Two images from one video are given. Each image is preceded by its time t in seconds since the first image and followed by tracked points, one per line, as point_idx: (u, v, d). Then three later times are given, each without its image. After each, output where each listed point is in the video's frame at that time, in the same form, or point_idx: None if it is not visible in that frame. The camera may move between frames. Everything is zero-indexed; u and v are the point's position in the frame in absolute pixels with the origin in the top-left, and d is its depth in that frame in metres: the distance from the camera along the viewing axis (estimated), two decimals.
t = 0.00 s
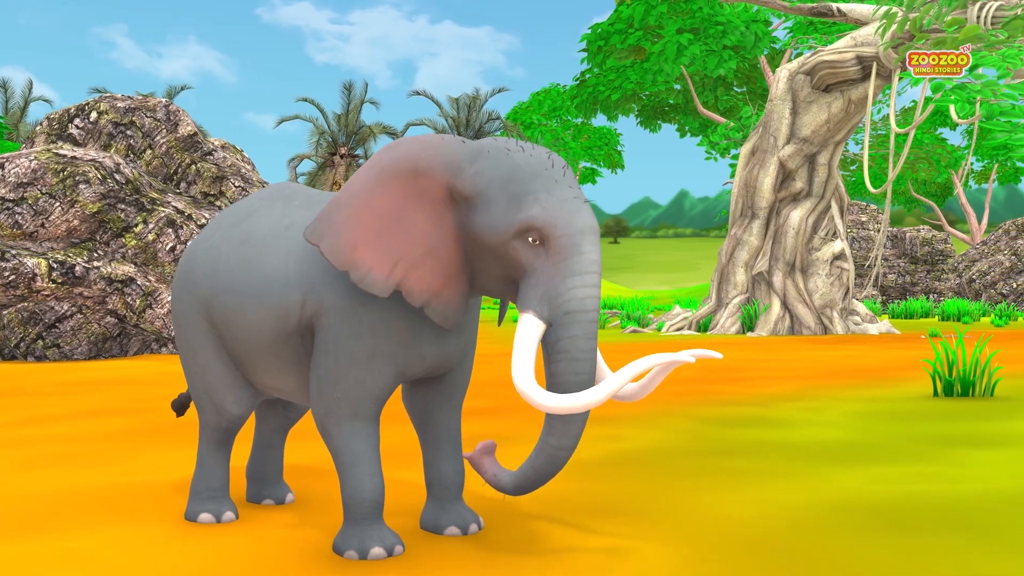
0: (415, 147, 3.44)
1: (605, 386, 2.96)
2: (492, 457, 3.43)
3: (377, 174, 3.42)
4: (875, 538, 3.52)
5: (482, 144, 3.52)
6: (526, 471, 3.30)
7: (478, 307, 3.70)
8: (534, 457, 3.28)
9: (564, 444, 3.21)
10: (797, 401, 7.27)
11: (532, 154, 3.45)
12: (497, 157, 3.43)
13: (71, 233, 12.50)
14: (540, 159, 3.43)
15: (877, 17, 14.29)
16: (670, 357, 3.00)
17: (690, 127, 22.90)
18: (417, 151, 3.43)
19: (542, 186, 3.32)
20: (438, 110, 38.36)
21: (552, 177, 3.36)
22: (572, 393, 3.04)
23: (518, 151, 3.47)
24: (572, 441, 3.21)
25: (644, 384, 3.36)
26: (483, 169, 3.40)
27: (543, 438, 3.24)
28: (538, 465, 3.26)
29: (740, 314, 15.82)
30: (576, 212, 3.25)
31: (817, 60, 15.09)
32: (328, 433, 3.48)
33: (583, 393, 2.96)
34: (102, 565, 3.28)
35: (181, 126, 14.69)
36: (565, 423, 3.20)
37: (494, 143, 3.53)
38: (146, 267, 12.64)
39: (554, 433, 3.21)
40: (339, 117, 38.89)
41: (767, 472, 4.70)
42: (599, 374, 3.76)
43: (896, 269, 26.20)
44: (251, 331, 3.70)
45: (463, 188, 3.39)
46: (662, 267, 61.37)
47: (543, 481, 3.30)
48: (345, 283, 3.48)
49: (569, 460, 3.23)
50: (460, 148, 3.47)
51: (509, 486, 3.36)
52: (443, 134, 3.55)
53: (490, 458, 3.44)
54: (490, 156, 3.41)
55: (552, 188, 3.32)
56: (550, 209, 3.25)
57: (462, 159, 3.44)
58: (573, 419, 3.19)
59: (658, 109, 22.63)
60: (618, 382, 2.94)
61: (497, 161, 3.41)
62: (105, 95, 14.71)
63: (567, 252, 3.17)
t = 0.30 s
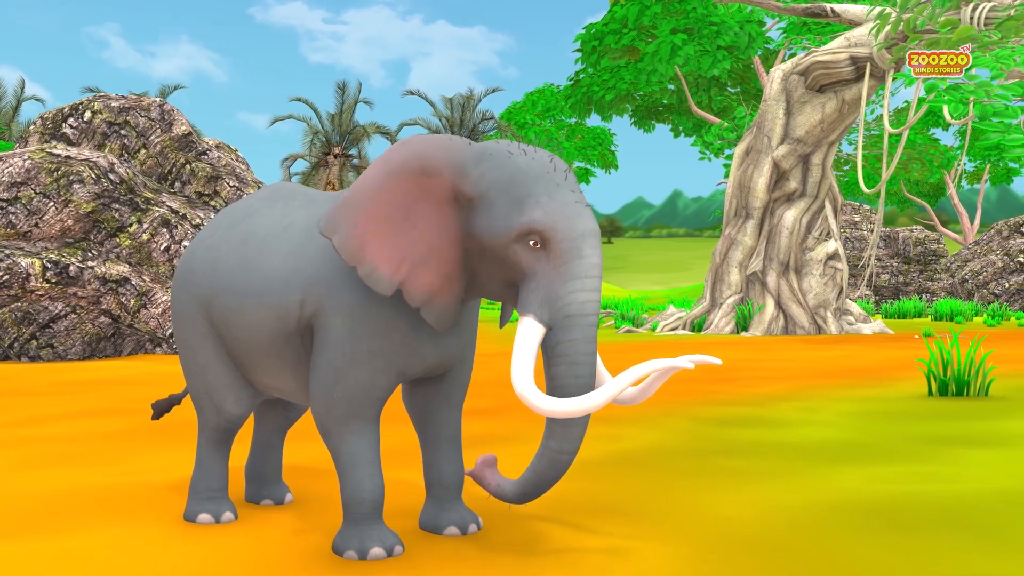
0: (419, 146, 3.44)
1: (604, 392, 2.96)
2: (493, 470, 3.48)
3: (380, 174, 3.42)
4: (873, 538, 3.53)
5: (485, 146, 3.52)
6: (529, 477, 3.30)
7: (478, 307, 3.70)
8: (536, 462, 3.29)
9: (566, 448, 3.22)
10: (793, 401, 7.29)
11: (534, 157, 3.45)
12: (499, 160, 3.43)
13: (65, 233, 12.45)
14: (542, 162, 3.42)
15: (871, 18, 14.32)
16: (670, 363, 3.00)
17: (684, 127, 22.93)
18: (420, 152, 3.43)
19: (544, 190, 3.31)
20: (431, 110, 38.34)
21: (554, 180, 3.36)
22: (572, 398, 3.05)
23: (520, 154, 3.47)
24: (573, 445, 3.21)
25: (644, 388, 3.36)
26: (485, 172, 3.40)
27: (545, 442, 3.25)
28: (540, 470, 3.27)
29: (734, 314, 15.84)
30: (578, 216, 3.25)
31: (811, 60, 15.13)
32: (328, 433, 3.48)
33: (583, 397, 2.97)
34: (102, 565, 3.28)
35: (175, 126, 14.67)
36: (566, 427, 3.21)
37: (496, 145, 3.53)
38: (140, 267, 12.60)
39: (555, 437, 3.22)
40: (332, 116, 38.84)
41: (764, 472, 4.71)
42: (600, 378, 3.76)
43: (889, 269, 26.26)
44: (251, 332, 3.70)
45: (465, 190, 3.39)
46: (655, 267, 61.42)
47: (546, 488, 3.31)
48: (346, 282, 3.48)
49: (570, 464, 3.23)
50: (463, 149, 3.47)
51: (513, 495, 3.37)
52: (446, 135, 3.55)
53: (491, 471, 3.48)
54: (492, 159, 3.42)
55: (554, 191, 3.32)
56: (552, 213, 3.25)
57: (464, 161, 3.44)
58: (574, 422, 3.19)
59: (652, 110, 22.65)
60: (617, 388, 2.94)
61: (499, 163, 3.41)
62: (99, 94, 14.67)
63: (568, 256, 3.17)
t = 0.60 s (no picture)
0: (421, 144, 3.45)
1: (604, 391, 2.97)
2: (488, 464, 3.40)
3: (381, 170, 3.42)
4: (871, 538, 3.56)
5: (487, 144, 3.51)
6: (523, 471, 3.29)
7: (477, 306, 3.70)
8: (531, 459, 3.28)
9: (561, 445, 3.23)
10: (788, 401, 7.31)
11: (536, 155, 3.45)
12: (501, 158, 3.43)
13: (60, 233, 12.43)
14: (544, 160, 3.42)
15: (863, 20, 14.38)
16: (671, 362, 3.00)
17: (678, 127, 22.96)
18: (422, 150, 3.43)
19: (545, 189, 3.31)
20: (425, 110, 38.33)
21: (556, 179, 3.36)
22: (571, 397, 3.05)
23: (522, 153, 3.47)
24: (569, 442, 3.22)
25: (644, 387, 3.36)
26: (487, 170, 3.40)
27: (540, 439, 3.25)
28: (534, 466, 3.27)
29: (728, 314, 15.85)
30: (579, 215, 3.25)
31: (805, 61, 15.15)
32: (328, 433, 3.48)
33: (583, 397, 2.98)
34: (102, 566, 3.27)
35: (170, 125, 14.64)
36: (563, 425, 3.21)
37: (499, 144, 3.53)
38: (135, 267, 12.58)
39: (551, 434, 3.23)
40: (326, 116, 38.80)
41: (760, 472, 4.74)
42: (600, 376, 3.75)
43: (882, 269, 26.31)
44: (250, 332, 3.69)
45: (466, 189, 3.39)
46: (649, 267, 61.46)
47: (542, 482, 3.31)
48: (347, 281, 3.48)
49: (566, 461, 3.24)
50: (465, 147, 3.47)
51: (507, 491, 3.33)
52: (447, 133, 3.55)
53: (485, 466, 3.40)
54: (494, 157, 3.41)
55: (555, 190, 3.32)
56: (554, 212, 3.25)
57: (466, 160, 3.44)
58: (571, 420, 3.20)
59: (646, 110, 22.66)
60: (618, 387, 2.95)
61: (501, 162, 3.41)
62: (93, 94, 14.63)
63: (570, 255, 3.18)
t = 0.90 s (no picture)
0: (421, 144, 3.45)
1: (606, 386, 2.97)
2: (484, 454, 3.31)
3: (383, 169, 3.43)
4: (870, 537, 3.57)
5: (486, 142, 3.52)
6: (518, 464, 3.28)
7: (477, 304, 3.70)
8: (526, 451, 3.29)
9: (558, 440, 3.23)
10: (783, 400, 7.33)
11: (536, 151, 3.46)
12: (501, 155, 3.44)
13: (53, 233, 12.39)
14: (544, 156, 3.43)
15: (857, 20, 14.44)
16: (673, 357, 3.01)
17: (672, 127, 22.95)
18: (422, 149, 3.44)
19: (546, 184, 3.32)
20: (419, 110, 38.34)
21: (556, 174, 3.37)
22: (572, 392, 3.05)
23: (521, 149, 3.48)
24: (565, 436, 3.23)
25: (646, 381, 3.37)
26: (487, 167, 3.41)
27: (537, 433, 3.26)
28: (529, 459, 3.26)
29: (723, 314, 15.87)
30: (580, 211, 3.26)
31: (799, 61, 15.20)
32: (328, 433, 3.48)
33: (585, 392, 2.98)
34: (102, 566, 3.27)
35: (164, 125, 14.58)
36: (560, 419, 3.22)
37: (498, 140, 3.54)
38: (129, 267, 12.54)
39: (547, 428, 3.23)
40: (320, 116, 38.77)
41: (757, 471, 4.75)
42: (600, 370, 3.76)
43: (875, 269, 26.36)
44: (250, 331, 3.68)
45: (466, 186, 3.40)
46: (642, 267, 61.52)
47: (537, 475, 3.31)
48: (346, 280, 3.48)
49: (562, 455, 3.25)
50: (465, 145, 3.48)
51: (503, 482, 3.28)
52: (447, 131, 3.56)
53: (481, 455, 3.32)
54: (494, 154, 3.42)
55: (556, 185, 3.33)
56: (554, 208, 3.25)
57: (466, 157, 3.44)
58: (569, 415, 3.21)
59: (640, 110, 22.69)
60: (620, 382, 2.95)
61: (501, 159, 3.42)
62: (87, 94, 14.60)
63: (571, 250, 3.18)
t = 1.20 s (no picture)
0: (420, 144, 3.46)
1: (612, 378, 2.98)
2: (487, 441, 3.44)
3: (382, 170, 3.44)
4: (870, 536, 3.57)
5: (484, 139, 3.53)
6: (521, 456, 3.30)
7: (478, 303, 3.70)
8: (529, 444, 3.29)
9: (561, 434, 3.23)
10: (779, 400, 7.35)
11: (534, 147, 3.47)
12: (499, 151, 3.45)
13: (47, 233, 12.32)
14: (542, 152, 3.44)
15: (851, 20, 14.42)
16: (681, 345, 3.03)
17: (666, 127, 22.95)
18: (421, 149, 3.45)
19: (545, 179, 3.33)
20: (413, 110, 38.29)
21: (554, 169, 3.37)
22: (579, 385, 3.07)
23: (519, 145, 3.49)
24: (568, 431, 3.23)
25: (652, 372, 3.40)
26: (486, 164, 3.41)
27: (540, 427, 3.26)
28: (532, 452, 3.27)
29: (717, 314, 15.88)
30: (579, 204, 3.27)
31: (794, 61, 15.24)
32: (328, 433, 3.47)
33: (592, 384, 2.99)
34: (102, 567, 3.26)
35: (159, 124, 14.58)
36: (563, 412, 3.22)
37: (496, 137, 3.55)
38: (123, 267, 12.52)
39: (551, 422, 3.23)
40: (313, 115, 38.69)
41: (755, 470, 4.76)
42: (604, 363, 3.77)
43: (868, 269, 26.40)
44: (250, 330, 3.68)
45: (465, 184, 3.40)
46: (636, 267, 61.53)
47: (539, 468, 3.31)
48: (346, 280, 3.47)
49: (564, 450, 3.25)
50: (463, 143, 3.49)
51: (504, 472, 3.35)
52: (445, 131, 3.57)
53: (484, 442, 3.45)
54: (493, 150, 3.43)
55: (555, 179, 3.33)
56: (554, 201, 3.26)
57: (465, 155, 3.45)
58: (573, 409, 3.21)
59: (634, 110, 22.71)
60: (626, 373, 2.96)
61: (499, 155, 3.43)
62: (80, 93, 14.51)
63: (572, 244, 3.18)
